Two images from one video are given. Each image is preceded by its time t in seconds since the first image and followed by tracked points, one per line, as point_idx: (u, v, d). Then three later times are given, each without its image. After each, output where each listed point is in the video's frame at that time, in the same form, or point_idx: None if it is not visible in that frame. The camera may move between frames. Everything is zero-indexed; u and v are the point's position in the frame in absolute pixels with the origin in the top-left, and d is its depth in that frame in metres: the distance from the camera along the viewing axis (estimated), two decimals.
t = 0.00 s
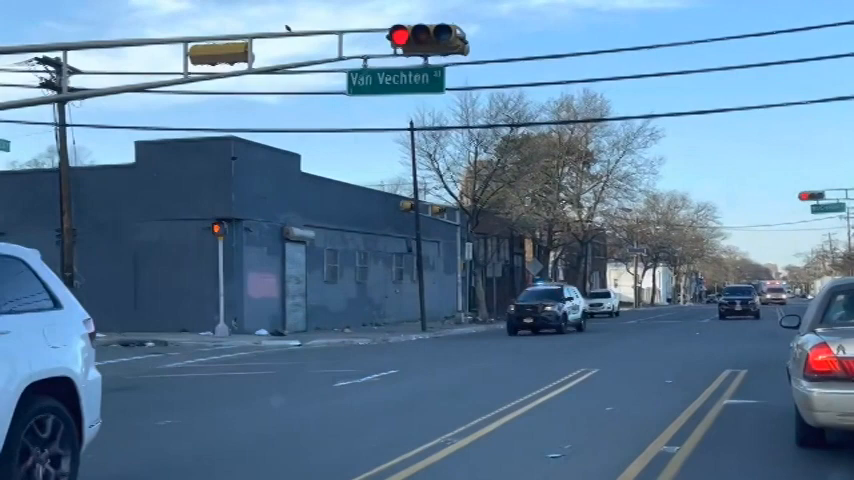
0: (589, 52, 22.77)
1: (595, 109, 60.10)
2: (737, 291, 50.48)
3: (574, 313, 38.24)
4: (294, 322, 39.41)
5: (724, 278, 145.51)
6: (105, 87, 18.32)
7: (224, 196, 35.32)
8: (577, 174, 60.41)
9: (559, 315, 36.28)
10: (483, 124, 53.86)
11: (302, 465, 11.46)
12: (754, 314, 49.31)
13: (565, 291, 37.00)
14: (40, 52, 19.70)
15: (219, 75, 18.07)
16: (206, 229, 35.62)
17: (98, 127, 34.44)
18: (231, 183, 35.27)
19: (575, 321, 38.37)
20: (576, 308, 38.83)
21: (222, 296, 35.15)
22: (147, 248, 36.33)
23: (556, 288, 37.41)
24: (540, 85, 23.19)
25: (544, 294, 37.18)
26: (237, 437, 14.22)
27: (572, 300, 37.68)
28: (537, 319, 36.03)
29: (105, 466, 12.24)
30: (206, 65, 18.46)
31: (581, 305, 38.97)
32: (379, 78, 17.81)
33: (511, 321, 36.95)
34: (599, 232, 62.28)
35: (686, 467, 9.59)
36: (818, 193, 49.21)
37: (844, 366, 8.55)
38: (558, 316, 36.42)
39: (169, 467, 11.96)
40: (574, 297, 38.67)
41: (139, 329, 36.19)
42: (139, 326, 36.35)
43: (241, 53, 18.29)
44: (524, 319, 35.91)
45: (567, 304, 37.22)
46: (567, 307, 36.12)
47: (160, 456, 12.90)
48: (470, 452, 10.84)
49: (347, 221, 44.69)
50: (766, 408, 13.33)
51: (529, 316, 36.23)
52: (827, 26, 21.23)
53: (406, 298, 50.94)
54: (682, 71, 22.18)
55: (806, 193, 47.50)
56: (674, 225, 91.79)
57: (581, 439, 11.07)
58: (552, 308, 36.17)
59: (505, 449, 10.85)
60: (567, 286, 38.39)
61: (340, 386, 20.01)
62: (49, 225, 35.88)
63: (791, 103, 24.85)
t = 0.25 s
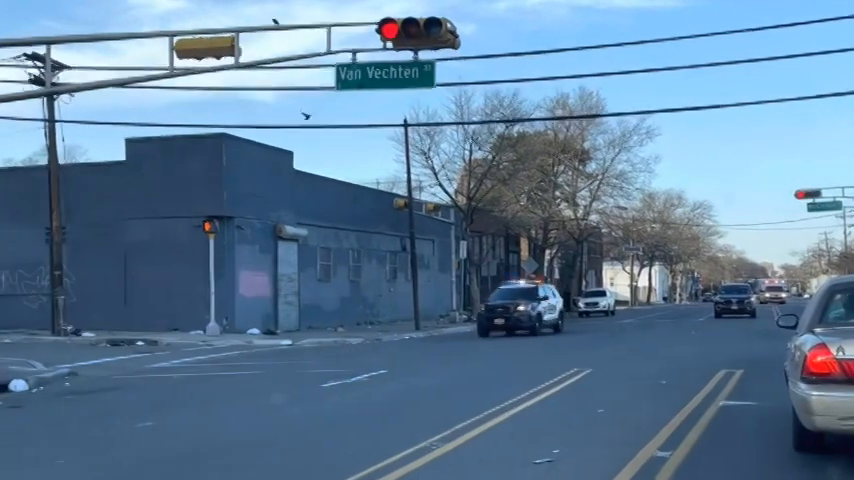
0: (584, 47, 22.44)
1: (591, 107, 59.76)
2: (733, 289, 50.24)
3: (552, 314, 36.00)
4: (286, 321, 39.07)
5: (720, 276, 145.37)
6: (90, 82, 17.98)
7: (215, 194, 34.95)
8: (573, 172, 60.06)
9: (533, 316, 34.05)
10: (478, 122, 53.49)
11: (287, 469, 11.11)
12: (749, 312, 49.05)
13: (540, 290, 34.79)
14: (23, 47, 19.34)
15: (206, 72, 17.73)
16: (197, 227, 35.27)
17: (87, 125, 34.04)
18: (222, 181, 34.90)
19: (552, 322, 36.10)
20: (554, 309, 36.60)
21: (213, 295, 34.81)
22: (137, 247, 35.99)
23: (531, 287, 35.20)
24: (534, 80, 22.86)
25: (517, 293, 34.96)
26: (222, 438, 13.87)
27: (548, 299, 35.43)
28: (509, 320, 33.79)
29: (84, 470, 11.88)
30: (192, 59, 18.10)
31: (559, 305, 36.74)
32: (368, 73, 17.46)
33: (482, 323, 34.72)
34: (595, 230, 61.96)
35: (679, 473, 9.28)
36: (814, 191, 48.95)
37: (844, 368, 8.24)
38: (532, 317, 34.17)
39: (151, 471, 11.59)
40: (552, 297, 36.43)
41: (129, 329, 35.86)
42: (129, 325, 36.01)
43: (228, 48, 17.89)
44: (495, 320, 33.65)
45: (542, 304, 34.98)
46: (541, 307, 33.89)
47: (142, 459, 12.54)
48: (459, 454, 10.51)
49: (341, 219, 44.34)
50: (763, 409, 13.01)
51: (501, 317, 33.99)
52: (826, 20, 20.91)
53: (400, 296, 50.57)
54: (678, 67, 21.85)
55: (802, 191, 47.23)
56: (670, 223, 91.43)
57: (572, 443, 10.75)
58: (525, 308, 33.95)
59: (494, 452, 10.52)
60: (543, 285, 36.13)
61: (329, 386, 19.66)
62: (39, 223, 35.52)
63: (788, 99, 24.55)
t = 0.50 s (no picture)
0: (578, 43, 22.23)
1: (586, 105, 59.58)
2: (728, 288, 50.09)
3: (524, 316, 33.88)
4: (279, 320, 38.80)
5: (715, 276, 145.36)
6: (76, 78, 17.73)
7: (207, 192, 34.68)
8: (568, 170, 59.78)
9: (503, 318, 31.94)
10: (472, 120, 53.28)
11: (274, 472, 10.83)
12: (744, 311, 48.90)
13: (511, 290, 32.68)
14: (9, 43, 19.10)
15: (195, 67, 17.47)
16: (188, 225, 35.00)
17: (76, 123, 33.76)
18: (214, 178, 34.62)
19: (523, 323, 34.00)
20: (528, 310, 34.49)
21: (204, 294, 34.54)
22: (128, 246, 35.71)
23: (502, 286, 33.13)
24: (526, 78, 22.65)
25: (488, 293, 32.84)
26: (208, 440, 13.59)
27: (520, 300, 33.36)
28: (478, 322, 31.61)
29: (64, 472, 11.59)
30: (180, 55, 17.87)
31: (532, 306, 34.63)
32: (358, 68, 17.22)
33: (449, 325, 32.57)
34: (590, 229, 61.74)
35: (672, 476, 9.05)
36: (809, 190, 48.80)
37: (841, 370, 8.01)
38: (501, 318, 32.03)
39: (133, 474, 11.33)
40: (524, 298, 34.29)
41: (119, 329, 35.58)
42: (120, 325, 35.73)
43: (217, 43, 17.66)
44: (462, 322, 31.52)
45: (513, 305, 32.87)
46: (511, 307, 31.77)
47: (127, 461, 12.27)
48: (447, 457, 10.25)
49: (334, 217, 44.09)
50: (757, 411, 12.80)
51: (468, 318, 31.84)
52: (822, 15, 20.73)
53: (394, 295, 50.35)
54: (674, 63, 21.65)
55: (797, 190, 47.08)
56: (665, 222, 91.26)
57: (562, 446, 10.52)
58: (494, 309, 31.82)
59: (484, 455, 10.26)
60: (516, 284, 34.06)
61: (319, 386, 19.43)
62: (30, 222, 35.23)
63: (782, 97, 24.44)
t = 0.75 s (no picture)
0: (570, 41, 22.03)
1: (580, 104, 59.44)
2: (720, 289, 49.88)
3: (487, 318, 31.13)
4: (270, 319, 38.55)
5: (709, 276, 145.34)
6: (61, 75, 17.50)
7: (197, 190, 34.41)
8: (562, 170, 59.55)
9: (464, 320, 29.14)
10: (465, 119, 53.09)
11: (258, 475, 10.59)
12: (737, 311, 48.76)
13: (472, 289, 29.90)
14: None
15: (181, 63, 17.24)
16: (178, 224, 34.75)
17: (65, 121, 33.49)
18: (205, 177, 34.36)
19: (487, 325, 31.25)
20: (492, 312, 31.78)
21: (195, 293, 34.29)
22: (117, 245, 35.45)
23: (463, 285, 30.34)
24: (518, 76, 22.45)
25: (448, 293, 30.03)
26: (192, 441, 13.36)
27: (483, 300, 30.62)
28: (435, 324, 28.76)
29: (42, 475, 11.33)
30: (167, 51, 17.63)
31: (497, 308, 31.94)
32: (348, 65, 16.99)
33: (405, 328, 29.78)
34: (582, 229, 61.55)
35: None
36: (803, 190, 48.69)
37: (837, 372, 7.83)
38: (461, 320, 29.20)
39: (114, 476, 11.12)
40: (488, 298, 31.59)
41: (109, 329, 35.31)
42: (109, 325, 35.46)
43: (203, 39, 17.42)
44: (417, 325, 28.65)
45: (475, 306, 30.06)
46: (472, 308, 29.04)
47: (109, 462, 12.03)
48: (435, 459, 10.03)
49: (326, 216, 43.86)
50: (750, 414, 12.61)
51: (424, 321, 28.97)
52: (816, 14, 20.58)
53: (386, 295, 50.12)
54: (668, 61, 21.47)
55: (790, 190, 46.96)
56: (658, 222, 91.16)
57: (553, 449, 10.33)
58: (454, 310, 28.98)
59: (473, 458, 10.05)
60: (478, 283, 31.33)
61: (308, 386, 19.20)
62: (19, 220, 34.97)
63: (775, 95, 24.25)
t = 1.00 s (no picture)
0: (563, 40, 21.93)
1: (574, 104, 59.38)
2: (714, 288, 49.80)
3: (448, 320, 29.53)
4: (262, 319, 38.41)
5: (702, 276, 145.53)
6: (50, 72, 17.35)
7: (189, 189, 34.24)
8: (556, 169, 59.44)
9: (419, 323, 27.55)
10: (459, 119, 52.94)
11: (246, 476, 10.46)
12: (731, 311, 48.72)
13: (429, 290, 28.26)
14: None
15: (171, 60, 17.14)
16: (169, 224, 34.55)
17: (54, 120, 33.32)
18: (196, 175, 34.19)
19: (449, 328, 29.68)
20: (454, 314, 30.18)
21: (186, 292, 34.13)
22: (108, 244, 35.27)
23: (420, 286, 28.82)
24: (510, 74, 22.34)
25: (404, 294, 28.55)
26: (181, 441, 13.23)
27: (443, 302, 29.10)
28: (387, 328, 27.27)
29: (33, 476, 11.21)
30: (157, 48, 17.49)
31: (459, 309, 30.35)
32: (339, 62, 16.88)
33: (357, 332, 28.32)
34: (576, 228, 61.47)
35: None
36: (796, 189, 48.63)
37: (832, 374, 7.73)
38: (415, 323, 27.61)
39: (103, 476, 10.99)
40: (449, 298, 29.98)
41: (99, 327, 35.16)
42: (100, 324, 35.29)
43: (193, 36, 17.31)
44: (368, 328, 27.19)
45: (433, 308, 28.48)
46: (428, 310, 27.49)
47: (95, 463, 11.90)
48: (425, 461, 9.93)
49: (318, 216, 43.73)
50: (744, 415, 12.52)
51: (376, 324, 27.49)
52: (808, 13, 20.52)
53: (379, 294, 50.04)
54: (659, 61, 21.41)
55: (784, 190, 46.92)
56: (651, 222, 91.14)
57: (544, 449, 10.24)
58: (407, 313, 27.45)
59: (463, 460, 9.95)
60: (438, 282, 29.73)
61: (299, 386, 19.08)
62: (8, 219, 34.76)
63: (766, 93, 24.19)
